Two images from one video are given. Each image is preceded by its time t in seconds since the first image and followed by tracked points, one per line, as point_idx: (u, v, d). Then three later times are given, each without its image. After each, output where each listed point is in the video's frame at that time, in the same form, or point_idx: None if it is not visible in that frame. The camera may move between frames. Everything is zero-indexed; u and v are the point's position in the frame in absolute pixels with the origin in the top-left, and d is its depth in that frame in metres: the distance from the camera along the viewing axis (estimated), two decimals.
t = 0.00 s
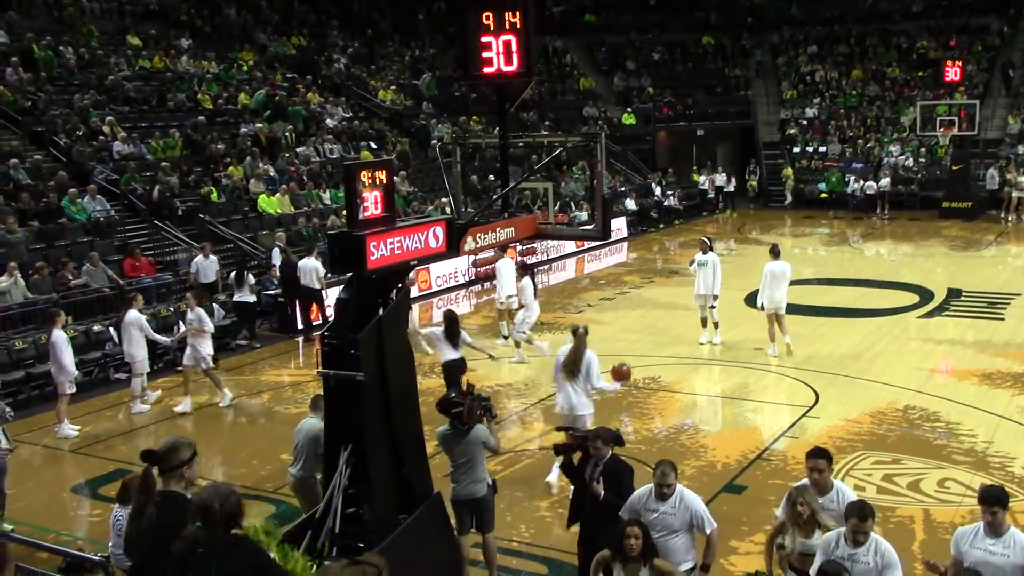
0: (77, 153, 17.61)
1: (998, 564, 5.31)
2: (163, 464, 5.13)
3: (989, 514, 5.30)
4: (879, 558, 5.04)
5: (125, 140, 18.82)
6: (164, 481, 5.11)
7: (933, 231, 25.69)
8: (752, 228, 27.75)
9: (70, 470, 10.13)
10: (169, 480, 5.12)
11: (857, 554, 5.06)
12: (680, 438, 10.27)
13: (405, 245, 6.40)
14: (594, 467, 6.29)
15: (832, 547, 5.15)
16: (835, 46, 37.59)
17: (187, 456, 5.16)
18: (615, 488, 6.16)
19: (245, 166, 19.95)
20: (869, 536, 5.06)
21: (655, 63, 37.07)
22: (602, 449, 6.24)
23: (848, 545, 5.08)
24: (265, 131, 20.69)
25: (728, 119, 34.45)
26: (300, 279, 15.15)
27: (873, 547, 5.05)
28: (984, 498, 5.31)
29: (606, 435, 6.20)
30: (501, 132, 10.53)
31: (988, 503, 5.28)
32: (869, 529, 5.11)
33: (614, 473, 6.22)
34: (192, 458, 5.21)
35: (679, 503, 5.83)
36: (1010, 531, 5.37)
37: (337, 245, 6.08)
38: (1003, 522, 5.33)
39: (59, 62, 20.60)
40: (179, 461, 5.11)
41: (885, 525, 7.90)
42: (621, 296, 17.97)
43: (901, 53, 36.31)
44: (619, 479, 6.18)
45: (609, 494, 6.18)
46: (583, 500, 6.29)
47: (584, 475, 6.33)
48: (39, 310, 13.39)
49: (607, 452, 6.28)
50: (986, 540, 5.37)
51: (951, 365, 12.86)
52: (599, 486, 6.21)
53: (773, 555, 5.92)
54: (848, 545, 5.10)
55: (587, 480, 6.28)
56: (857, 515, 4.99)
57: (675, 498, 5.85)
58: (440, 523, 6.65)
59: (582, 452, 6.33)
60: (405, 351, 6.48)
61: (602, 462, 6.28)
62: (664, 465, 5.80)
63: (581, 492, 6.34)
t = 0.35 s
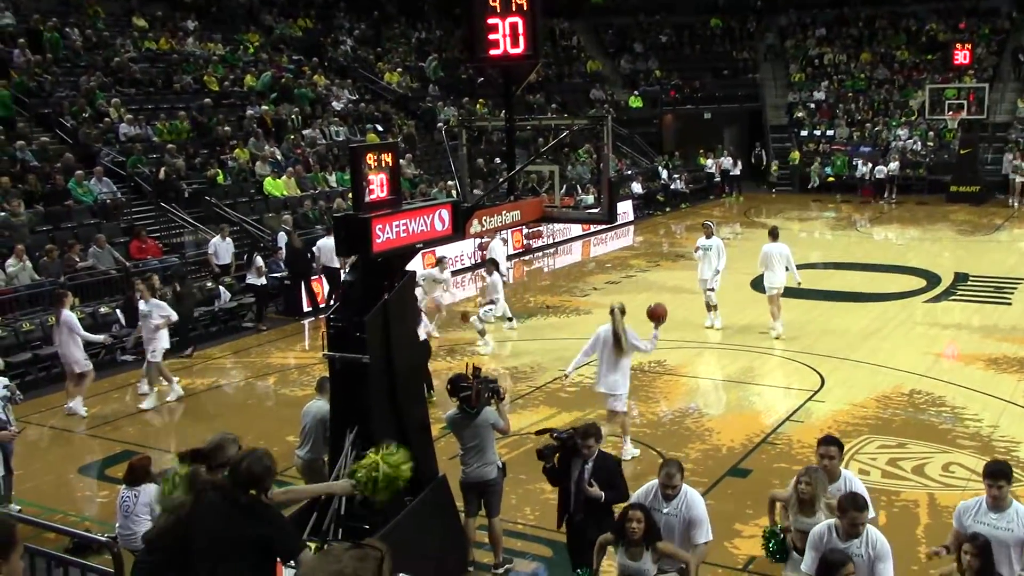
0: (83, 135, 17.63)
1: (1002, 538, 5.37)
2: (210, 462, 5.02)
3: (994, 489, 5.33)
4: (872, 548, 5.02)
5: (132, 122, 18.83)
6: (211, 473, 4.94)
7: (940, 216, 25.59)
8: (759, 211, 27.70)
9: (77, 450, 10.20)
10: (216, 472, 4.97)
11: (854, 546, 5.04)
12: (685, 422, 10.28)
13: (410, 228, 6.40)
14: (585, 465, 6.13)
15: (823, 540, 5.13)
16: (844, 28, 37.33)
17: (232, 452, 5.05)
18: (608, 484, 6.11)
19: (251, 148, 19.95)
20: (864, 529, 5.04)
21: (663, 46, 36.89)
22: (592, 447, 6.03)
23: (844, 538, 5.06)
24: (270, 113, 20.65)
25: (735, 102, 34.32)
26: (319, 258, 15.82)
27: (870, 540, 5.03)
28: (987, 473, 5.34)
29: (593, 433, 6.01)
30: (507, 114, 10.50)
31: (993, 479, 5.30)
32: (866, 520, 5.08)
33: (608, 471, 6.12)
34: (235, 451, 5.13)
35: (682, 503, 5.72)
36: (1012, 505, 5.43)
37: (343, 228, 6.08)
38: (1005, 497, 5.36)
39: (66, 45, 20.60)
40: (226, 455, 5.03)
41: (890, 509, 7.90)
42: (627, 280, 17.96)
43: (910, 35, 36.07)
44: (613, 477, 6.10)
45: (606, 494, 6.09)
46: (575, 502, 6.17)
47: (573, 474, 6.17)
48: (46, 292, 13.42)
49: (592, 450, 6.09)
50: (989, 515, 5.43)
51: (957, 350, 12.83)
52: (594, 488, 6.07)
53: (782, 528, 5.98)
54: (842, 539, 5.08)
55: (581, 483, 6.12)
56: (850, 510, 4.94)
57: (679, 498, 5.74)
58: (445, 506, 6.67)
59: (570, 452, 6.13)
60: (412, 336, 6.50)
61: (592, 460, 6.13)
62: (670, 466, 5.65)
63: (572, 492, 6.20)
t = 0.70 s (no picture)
0: (87, 120, 17.62)
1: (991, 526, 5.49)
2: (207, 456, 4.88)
3: (976, 479, 5.47)
4: (886, 558, 5.01)
5: (135, 107, 18.79)
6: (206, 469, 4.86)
7: (944, 206, 25.52)
8: (763, 201, 27.66)
9: (80, 435, 10.24)
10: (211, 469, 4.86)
11: (868, 554, 5.03)
12: (687, 411, 10.29)
13: (413, 216, 6.39)
14: (575, 472, 6.02)
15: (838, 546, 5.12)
16: (850, 18, 37.14)
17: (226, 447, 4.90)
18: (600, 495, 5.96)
19: (255, 134, 19.92)
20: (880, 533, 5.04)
21: (668, 34, 36.75)
22: (582, 451, 5.95)
23: (858, 545, 5.03)
24: (274, 100, 20.63)
25: (741, 91, 34.21)
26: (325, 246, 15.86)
27: (885, 546, 5.02)
28: (968, 463, 5.47)
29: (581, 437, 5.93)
30: (512, 102, 10.46)
31: (973, 468, 5.45)
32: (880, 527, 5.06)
33: (599, 477, 6.00)
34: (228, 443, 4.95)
35: (668, 501, 5.68)
36: (994, 491, 5.57)
37: (346, 213, 6.07)
38: (986, 485, 5.52)
39: (71, 29, 20.56)
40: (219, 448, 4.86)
41: (891, 500, 7.91)
42: (631, 269, 17.95)
43: (917, 25, 35.91)
44: (603, 484, 5.98)
45: (600, 506, 5.95)
46: (567, 514, 5.97)
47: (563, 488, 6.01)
48: (49, 277, 13.45)
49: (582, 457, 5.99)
50: (974, 504, 5.58)
51: (960, 341, 12.81)
52: (584, 497, 5.96)
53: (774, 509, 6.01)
54: (856, 545, 5.05)
55: (570, 495, 5.98)
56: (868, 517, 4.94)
57: (665, 497, 5.69)
58: (447, 493, 6.68)
59: (559, 458, 6.05)
60: (414, 323, 6.50)
61: (582, 467, 6.03)
62: (654, 461, 5.58)
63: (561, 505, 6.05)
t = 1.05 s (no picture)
0: (90, 115, 17.63)
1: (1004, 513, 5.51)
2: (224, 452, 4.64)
3: (988, 465, 5.47)
4: (891, 561, 4.87)
5: (138, 103, 18.81)
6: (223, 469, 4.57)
7: (949, 196, 25.47)
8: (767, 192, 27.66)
9: (86, 431, 10.26)
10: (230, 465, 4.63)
11: (872, 558, 4.88)
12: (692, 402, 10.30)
13: (417, 209, 6.40)
14: (559, 482, 5.76)
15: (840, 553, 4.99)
16: (854, 7, 37.02)
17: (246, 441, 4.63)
18: (582, 505, 5.70)
19: (258, 129, 19.95)
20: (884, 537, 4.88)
21: (671, 25, 36.69)
22: (568, 460, 5.69)
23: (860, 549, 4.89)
24: (277, 94, 20.65)
25: (744, 82, 34.12)
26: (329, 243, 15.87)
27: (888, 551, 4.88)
28: (980, 450, 5.48)
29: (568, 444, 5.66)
30: (514, 95, 10.44)
31: (985, 454, 5.45)
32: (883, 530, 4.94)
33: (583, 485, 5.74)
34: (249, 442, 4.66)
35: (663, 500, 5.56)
36: (1006, 479, 5.57)
37: (349, 208, 6.07)
38: (998, 472, 5.52)
39: (73, 25, 20.55)
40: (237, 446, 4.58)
41: (896, 490, 7.92)
42: (634, 261, 17.95)
43: (920, 14, 35.83)
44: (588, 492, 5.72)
45: (584, 516, 5.69)
46: (551, 527, 5.71)
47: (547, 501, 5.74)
48: (54, 273, 13.47)
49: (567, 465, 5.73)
50: (986, 492, 5.56)
51: (965, 331, 12.79)
52: (569, 507, 5.69)
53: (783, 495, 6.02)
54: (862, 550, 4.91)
55: (555, 506, 5.71)
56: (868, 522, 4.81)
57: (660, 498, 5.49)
58: (453, 486, 6.70)
59: (543, 467, 5.76)
60: (419, 316, 6.52)
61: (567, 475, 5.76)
62: (645, 459, 5.44)
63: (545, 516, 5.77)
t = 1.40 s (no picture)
0: (96, 112, 17.66)
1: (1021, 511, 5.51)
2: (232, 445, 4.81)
3: (1005, 464, 5.45)
4: (889, 563, 4.96)
5: (143, 100, 18.84)
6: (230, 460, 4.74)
7: (955, 191, 25.42)
8: (772, 187, 27.61)
9: (92, 426, 10.30)
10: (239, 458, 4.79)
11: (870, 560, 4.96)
12: (698, 398, 10.29)
13: (422, 205, 6.40)
14: (552, 503, 5.66)
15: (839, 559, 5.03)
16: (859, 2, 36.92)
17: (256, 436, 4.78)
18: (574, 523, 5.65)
19: (262, 126, 19.97)
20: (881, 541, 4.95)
21: (675, 21, 36.60)
22: (561, 481, 5.61)
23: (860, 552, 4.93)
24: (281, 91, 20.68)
25: (749, 77, 34.03)
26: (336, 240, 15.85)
27: (885, 551, 4.96)
28: (998, 448, 5.47)
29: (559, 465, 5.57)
30: (519, 91, 10.44)
31: (1003, 453, 5.43)
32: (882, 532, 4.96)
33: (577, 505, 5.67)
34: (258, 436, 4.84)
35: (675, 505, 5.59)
36: None
37: (354, 204, 6.10)
38: (1018, 471, 5.49)
39: (78, 22, 20.55)
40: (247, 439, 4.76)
41: (902, 485, 7.91)
42: (639, 256, 17.94)
43: (925, 9, 35.70)
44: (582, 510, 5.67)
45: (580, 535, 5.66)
46: (547, 552, 5.61)
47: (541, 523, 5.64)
48: (61, 271, 13.51)
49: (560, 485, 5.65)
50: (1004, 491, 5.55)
51: (971, 326, 12.77)
52: (566, 529, 5.62)
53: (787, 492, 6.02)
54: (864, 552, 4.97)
55: (551, 530, 5.61)
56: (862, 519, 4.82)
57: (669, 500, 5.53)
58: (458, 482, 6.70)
59: (533, 489, 5.67)
60: (425, 313, 6.52)
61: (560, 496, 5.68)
62: (661, 466, 5.51)
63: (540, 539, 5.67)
